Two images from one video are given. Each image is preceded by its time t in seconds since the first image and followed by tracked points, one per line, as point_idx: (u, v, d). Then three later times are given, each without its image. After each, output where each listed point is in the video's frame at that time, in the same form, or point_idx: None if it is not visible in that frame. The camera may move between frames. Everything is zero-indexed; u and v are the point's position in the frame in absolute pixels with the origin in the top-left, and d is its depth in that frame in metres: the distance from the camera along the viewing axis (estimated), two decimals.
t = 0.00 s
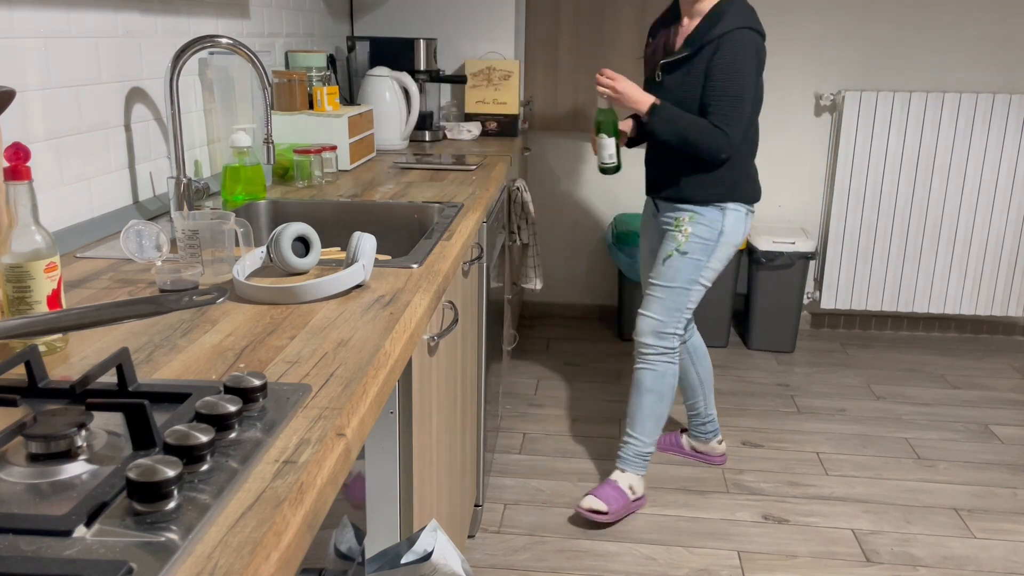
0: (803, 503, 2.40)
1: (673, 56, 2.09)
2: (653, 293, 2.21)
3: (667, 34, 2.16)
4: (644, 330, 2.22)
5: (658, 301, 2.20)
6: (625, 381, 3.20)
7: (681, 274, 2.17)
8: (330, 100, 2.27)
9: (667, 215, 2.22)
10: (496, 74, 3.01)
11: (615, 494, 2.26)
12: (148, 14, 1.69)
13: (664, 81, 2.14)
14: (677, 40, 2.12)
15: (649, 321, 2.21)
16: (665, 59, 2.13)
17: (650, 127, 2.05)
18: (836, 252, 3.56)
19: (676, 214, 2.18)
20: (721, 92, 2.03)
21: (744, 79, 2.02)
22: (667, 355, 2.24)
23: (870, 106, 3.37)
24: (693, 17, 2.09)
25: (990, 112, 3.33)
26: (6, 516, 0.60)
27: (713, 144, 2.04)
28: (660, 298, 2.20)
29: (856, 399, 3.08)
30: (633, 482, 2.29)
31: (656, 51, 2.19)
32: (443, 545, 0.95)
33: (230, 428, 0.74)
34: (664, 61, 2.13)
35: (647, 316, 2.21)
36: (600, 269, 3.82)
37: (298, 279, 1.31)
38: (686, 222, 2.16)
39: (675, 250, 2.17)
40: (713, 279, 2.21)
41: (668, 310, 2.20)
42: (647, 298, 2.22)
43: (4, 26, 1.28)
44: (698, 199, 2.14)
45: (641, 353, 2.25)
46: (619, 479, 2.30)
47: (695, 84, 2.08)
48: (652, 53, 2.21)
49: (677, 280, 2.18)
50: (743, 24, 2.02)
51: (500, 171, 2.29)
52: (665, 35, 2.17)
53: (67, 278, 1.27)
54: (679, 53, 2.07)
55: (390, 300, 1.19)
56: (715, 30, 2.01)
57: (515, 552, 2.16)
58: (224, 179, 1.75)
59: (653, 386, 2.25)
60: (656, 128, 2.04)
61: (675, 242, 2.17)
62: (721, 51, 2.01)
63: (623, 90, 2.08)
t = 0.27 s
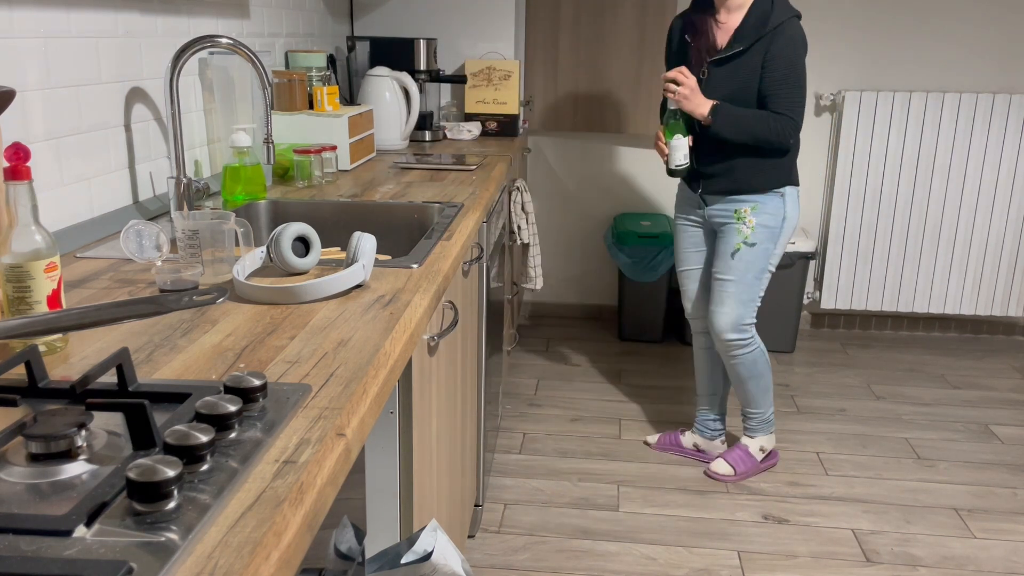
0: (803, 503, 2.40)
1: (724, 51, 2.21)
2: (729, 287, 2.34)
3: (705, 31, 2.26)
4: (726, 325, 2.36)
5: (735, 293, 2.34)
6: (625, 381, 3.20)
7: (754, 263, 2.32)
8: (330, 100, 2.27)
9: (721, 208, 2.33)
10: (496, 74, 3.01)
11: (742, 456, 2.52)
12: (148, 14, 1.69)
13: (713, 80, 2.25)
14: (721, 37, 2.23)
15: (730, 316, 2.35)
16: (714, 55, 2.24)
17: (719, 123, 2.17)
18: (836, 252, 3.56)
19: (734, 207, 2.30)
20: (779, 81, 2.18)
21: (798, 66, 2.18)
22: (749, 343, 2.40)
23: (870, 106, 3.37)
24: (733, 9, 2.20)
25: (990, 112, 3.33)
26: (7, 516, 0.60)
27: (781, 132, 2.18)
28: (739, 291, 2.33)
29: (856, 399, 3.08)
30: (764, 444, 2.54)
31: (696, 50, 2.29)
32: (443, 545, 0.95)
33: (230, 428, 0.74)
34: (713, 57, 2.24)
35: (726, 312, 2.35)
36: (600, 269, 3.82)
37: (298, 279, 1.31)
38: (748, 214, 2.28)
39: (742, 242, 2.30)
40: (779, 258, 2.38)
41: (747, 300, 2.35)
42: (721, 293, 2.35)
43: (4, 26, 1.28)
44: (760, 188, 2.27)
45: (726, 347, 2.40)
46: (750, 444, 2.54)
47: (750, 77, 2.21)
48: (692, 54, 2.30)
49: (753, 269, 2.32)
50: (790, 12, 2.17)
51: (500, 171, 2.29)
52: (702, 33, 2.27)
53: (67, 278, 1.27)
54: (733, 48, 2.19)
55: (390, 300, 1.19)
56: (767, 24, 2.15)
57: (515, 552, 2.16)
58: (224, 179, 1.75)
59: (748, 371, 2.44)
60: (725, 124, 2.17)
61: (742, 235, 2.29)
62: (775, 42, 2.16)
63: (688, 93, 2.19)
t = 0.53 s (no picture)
0: (803, 503, 2.40)
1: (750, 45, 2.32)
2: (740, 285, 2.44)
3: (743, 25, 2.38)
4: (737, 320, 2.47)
5: (744, 291, 2.43)
6: (626, 380, 3.20)
7: (761, 266, 2.39)
8: (330, 100, 2.27)
9: (732, 210, 2.42)
10: (496, 74, 3.02)
11: (745, 456, 2.53)
12: (148, 14, 1.70)
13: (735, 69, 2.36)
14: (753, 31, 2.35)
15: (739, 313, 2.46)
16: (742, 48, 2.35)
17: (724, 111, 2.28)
18: (836, 252, 3.56)
19: (742, 211, 2.39)
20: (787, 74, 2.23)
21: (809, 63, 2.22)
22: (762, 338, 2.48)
23: (870, 106, 3.37)
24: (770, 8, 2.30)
25: (990, 112, 3.33)
26: (7, 516, 0.60)
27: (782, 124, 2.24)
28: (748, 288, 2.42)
29: (857, 399, 3.08)
30: (763, 447, 2.56)
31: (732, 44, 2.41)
32: (443, 545, 0.95)
33: (230, 428, 0.74)
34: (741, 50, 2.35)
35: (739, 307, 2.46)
36: (601, 269, 3.82)
37: (298, 279, 1.31)
38: (753, 217, 2.37)
39: (749, 246, 2.39)
40: (795, 261, 2.41)
41: (758, 301, 2.42)
42: (734, 294, 2.47)
43: (4, 26, 1.28)
44: (764, 180, 2.33)
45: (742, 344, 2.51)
46: (750, 444, 2.56)
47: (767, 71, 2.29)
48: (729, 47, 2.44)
49: (760, 272, 2.39)
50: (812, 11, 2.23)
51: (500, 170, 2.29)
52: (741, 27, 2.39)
53: (67, 278, 1.27)
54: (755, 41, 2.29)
55: (390, 300, 1.19)
56: (786, 19, 2.24)
57: (515, 552, 2.16)
58: (224, 179, 1.75)
59: (760, 369, 2.52)
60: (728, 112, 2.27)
61: (747, 238, 2.38)
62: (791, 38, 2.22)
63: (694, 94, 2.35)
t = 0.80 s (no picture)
0: (803, 503, 2.40)
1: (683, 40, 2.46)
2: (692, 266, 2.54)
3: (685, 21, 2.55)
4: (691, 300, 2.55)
5: (695, 272, 2.53)
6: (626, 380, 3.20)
7: (706, 247, 2.50)
8: (330, 100, 2.26)
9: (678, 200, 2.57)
10: (496, 73, 3.02)
11: (740, 453, 2.54)
12: (148, 14, 1.70)
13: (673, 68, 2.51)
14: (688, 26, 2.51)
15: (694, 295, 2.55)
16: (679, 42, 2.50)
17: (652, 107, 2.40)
18: (836, 252, 3.56)
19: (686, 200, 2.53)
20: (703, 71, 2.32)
21: (726, 61, 2.30)
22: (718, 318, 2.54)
23: (870, 106, 3.37)
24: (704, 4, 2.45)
25: (990, 112, 3.33)
26: (6, 516, 0.60)
27: (702, 118, 2.33)
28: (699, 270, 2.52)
29: (857, 399, 3.08)
30: (751, 437, 2.59)
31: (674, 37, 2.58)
32: (444, 545, 0.95)
33: (230, 428, 0.74)
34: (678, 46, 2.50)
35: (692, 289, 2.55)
36: (601, 269, 3.82)
37: (298, 279, 1.31)
38: (694, 203, 2.50)
39: (693, 230, 2.51)
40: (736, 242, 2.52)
41: (710, 280, 2.52)
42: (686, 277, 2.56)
43: (4, 26, 1.28)
44: (696, 172, 2.46)
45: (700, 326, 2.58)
46: (738, 437, 2.58)
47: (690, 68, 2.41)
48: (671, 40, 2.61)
49: (705, 253, 2.51)
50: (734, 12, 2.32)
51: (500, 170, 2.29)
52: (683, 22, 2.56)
53: (67, 278, 1.27)
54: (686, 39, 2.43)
55: (390, 300, 1.19)
56: (708, 19, 2.35)
57: (515, 552, 2.16)
58: (225, 179, 1.75)
59: (725, 348, 2.56)
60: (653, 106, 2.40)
61: (690, 222, 2.51)
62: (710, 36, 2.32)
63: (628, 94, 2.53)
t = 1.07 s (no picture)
0: (803, 503, 2.40)
1: (665, 57, 2.46)
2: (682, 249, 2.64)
3: (648, 39, 2.52)
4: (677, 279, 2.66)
5: (686, 255, 2.64)
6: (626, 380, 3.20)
7: (705, 234, 2.61)
8: (330, 100, 2.26)
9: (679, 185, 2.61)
10: (496, 73, 3.02)
11: (677, 419, 2.75)
12: (148, 14, 1.70)
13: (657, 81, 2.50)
14: (662, 43, 2.49)
15: (685, 276, 2.66)
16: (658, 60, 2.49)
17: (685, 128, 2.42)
18: (836, 252, 3.56)
19: (691, 185, 2.58)
20: (724, 80, 2.41)
21: (736, 64, 2.42)
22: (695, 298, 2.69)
23: (870, 107, 3.37)
24: (674, 16, 2.45)
25: (990, 112, 3.33)
26: (6, 516, 0.60)
27: (733, 125, 2.44)
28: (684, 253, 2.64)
29: (857, 399, 3.08)
30: (688, 407, 2.79)
31: (640, 58, 2.54)
32: (443, 545, 0.95)
33: (230, 428, 0.74)
34: (658, 63, 2.48)
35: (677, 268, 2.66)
36: (600, 269, 3.82)
37: (298, 279, 1.31)
38: (702, 190, 2.57)
39: (697, 215, 2.59)
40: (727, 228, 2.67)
41: (699, 263, 2.65)
42: (678, 258, 2.66)
43: (4, 26, 1.28)
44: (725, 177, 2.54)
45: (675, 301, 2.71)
46: (677, 406, 2.78)
47: (696, 80, 2.45)
48: (636, 63, 2.55)
49: (705, 239, 2.62)
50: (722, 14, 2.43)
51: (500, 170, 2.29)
52: (645, 43, 2.52)
53: (67, 278, 1.27)
54: (675, 55, 2.44)
55: (390, 300, 1.19)
56: (704, 33, 2.40)
57: (515, 552, 2.16)
58: (224, 179, 1.75)
59: (693, 326, 2.73)
60: (688, 127, 2.42)
61: (697, 209, 2.58)
62: (717, 46, 2.40)
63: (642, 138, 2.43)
